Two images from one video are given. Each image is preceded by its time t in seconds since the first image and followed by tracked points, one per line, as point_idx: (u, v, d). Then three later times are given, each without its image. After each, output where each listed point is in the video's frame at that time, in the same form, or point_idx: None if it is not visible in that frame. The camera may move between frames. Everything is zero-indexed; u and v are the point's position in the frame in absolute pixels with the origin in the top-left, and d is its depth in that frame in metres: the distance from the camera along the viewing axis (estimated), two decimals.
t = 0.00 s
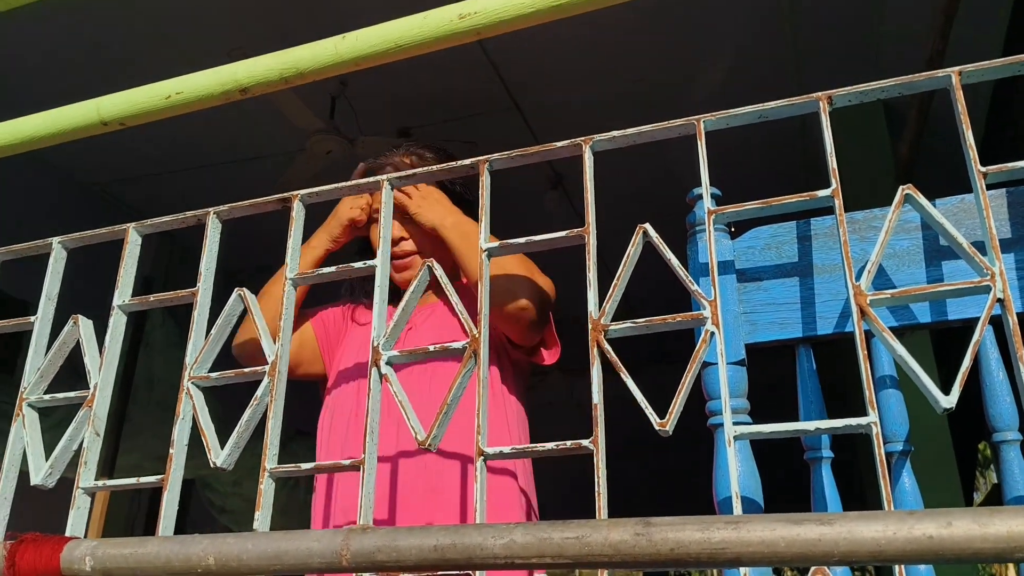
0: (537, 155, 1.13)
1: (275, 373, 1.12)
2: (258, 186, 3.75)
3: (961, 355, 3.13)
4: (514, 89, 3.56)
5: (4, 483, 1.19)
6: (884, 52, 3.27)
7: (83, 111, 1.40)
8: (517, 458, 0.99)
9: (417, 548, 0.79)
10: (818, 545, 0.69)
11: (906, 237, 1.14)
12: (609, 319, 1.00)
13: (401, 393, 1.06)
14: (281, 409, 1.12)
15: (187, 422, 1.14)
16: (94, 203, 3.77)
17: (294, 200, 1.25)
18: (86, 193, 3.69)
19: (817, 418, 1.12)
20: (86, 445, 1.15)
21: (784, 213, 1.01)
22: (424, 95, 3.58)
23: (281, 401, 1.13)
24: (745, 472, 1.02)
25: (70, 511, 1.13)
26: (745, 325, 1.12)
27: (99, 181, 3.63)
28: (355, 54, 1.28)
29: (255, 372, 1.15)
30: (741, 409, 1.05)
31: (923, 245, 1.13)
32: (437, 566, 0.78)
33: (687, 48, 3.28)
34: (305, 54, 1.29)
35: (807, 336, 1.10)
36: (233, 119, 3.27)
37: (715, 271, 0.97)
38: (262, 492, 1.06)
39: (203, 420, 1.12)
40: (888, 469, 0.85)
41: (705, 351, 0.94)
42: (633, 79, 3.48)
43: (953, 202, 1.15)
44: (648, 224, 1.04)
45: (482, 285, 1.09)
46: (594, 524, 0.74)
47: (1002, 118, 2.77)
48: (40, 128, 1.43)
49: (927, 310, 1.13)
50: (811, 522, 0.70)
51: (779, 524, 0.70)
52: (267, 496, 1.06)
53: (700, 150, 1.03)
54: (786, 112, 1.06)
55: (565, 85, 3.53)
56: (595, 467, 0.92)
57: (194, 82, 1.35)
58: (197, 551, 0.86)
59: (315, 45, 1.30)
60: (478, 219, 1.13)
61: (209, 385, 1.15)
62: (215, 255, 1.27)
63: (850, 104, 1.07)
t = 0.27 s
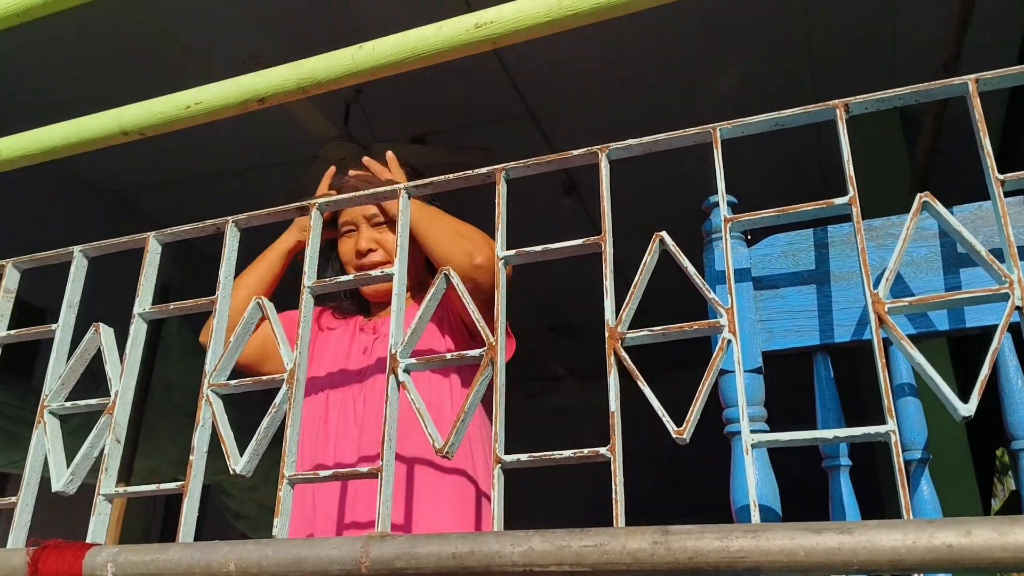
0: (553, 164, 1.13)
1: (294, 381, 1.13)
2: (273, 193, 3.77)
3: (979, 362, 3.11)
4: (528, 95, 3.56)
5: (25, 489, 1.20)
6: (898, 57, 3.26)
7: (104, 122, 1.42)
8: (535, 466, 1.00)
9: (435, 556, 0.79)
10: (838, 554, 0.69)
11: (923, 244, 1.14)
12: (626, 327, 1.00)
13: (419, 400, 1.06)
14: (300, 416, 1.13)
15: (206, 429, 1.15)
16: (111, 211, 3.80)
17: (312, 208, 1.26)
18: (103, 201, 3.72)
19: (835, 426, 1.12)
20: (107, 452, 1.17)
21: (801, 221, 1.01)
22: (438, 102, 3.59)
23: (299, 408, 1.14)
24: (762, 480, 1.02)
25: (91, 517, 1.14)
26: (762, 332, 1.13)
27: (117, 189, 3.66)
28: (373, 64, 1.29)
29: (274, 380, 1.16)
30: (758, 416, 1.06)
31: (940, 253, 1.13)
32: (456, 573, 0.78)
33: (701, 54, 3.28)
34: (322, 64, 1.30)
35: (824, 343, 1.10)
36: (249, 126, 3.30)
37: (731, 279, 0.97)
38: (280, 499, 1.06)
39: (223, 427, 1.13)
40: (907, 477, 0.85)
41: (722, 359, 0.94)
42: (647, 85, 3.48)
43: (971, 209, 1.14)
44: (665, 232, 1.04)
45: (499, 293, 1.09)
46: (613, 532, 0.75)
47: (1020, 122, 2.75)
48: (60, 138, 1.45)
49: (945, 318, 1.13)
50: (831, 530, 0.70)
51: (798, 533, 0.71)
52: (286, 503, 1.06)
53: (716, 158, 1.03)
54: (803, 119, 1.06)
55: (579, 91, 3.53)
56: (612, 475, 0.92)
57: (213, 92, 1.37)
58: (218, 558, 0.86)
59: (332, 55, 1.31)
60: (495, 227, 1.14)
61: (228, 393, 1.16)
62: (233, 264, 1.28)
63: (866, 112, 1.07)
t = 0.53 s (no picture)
0: (577, 165, 1.13)
1: (321, 382, 1.14)
2: (294, 195, 3.80)
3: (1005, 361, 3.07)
4: (547, 96, 3.57)
5: (58, 489, 1.21)
6: (920, 54, 3.24)
7: (132, 127, 1.44)
8: (562, 466, 1.00)
9: (465, 556, 0.79)
10: (869, 555, 0.69)
11: (952, 243, 1.13)
12: (652, 328, 1.00)
13: (446, 401, 1.06)
14: (328, 416, 1.14)
15: (235, 430, 1.16)
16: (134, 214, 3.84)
17: (338, 210, 1.26)
18: (127, 204, 3.76)
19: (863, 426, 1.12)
20: (138, 452, 1.18)
21: (828, 220, 1.01)
22: (457, 103, 3.60)
23: (326, 408, 1.15)
24: (791, 480, 1.02)
25: (122, 517, 1.15)
26: (789, 332, 1.13)
27: (141, 194, 3.70)
28: (397, 66, 1.29)
29: (302, 381, 1.17)
30: (786, 417, 1.06)
31: (969, 252, 1.12)
32: (485, 573, 0.79)
33: (721, 52, 3.27)
34: (346, 67, 1.31)
35: (852, 343, 1.10)
36: (270, 129, 3.32)
37: (759, 279, 0.97)
38: (309, 499, 1.07)
39: (252, 428, 1.14)
40: (937, 477, 0.84)
41: (749, 359, 0.94)
42: (667, 85, 3.48)
43: (1000, 207, 1.13)
44: (691, 232, 1.04)
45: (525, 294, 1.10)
46: (642, 533, 0.75)
47: None
48: (86, 143, 1.46)
49: (974, 317, 1.12)
50: (862, 531, 0.70)
51: (829, 534, 0.70)
52: (314, 504, 1.07)
53: (742, 157, 1.03)
54: (829, 118, 1.05)
55: (598, 91, 3.53)
56: (639, 475, 0.92)
57: (239, 97, 1.38)
58: (249, 557, 0.87)
59: (356, 59, 1.32)
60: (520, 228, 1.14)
61: (257, 394, 1.17)
62: (261, 267, 1.30)
63: (893, 110, 1.07)
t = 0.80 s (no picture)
0: (606, 166, 1.13)
1: (351, 386, 1.14)
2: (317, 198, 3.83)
3: None
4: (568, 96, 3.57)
5: (92, 492, 1.22)
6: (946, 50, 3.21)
7: (161, 133, 1.45)
8: (594, 469, 0.99)
9: (499, 559, 0.79)
10: (911, 559, 0.68)
11: (988, 242, 1.11)
12: (684, 330, 0.99)
13: (476, 404, 1.06)
14: (358, 419, 1.14)
15: (266, 433, 1.17)
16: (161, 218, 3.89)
17: (366, 214, 1.26)
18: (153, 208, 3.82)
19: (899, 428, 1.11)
20: (171, 455, 1.19)
21: (862, 220, 1.00)
22: (479, 105, 3.62)
23: (356, 412, 1.15)
24: (827, 484, 1.01)
25: (155, 520, 1.16)
26: (822, 334, 1.12)
27: (167, 198, 3.74)
28: (423, 69, 1.29)
29: (331, 384, 1.17)
30: (821, 419, 1.05)
31: (1006, 251, 1.10)
32: None
33: (743, 51, 3.26)
34: (373, 70, 1.32)
35: (887, 344, 1.09)
36: (294, 133, 3.35)
37: (792, 280, 0.96)
38: (341, 502, 1.07)
39: (283, 432, 1.15)
40: (978, 480, 0.83)
41: (782, 361, 0.93)
42: (689, 85, 3.47)
43: None
44: (722, 233, 1.03)
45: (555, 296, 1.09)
46: (678, 537, 0.74)
47: None
48: (114, 148, 1.47)
49: (1012, 317, 1.10)
50: (903, 535, 0.69)
51: (869, 539, 0.70)
52: (345, 506, 1.07)
53: (774, 157, 1.02)
54: (862, 117, 1.04)
55: (619, 91, 3.53)
56: (673, 479, 0.91)
57: (266, 101, 1.39)
58: (283, 560, 0.88)
59: (383, 62, 1.33)
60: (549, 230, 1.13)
61: (287, 397, 1.18)
62: (290, 270, 1.30)
63: (927, 108, 1.05)
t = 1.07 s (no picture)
0: (636, 169, 1.13)
1: (384, 390, 1.15)
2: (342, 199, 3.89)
3: None
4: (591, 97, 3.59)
5: (130, 496, 1.23)
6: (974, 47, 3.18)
7: (193, 140, 1.46)
8: (630, 472, 0.99)
9: (538, 564, 0.79)
10: (956, 564, 0.67)
11: None
12: (718, 332, 0.99)
13: (510, 408, 1.06)
14: (392, 422, 1.15)
15: (300, 438, 1.18)
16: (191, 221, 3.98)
17: (398, 218, 1.26)
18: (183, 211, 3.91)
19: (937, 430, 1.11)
20: (208, 459, 1.20)
21: (899, 221, 0.99)
22: (502, 106, 3.66)
23: (390, 416, 1.16)
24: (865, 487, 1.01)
25: (193, 523, 1.17)
26: (859, 336, 1.13)
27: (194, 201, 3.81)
28: (453, 73, 1.30)
29: (365, 389, 1.18)
30: (859, 422, 1.05)
31: None
32: None
33: (767, 50, 3.25)
34: (402, 75, 1.32)
35: (925, 346, 1.10)
36: (319, 137, 3.39)
37: (828, 282, 0.95)
38: (376, 505, 1.08)
39: (318, 436, 1.16)
40: (1019, 484, 0.82)
41: (819, 365, 0.92)
42: (712, 84, 3.47)
43: None
44: (756, 235, 1.02)
45: (587, 300, 1.09)
46: (719, 543, 0.74)
47: None
48: (146, 155, 1.49)
49: None
50: (948, 540, 0.68)
51: (913, 544, 0.69)
52: (380, 510, 1.08)
53: (809, 158, 1.01)
54: (897, 116, 1.03)
55: (641, 91, 3.53)
56: (709, 483, 0.91)
57: (296, 107, 1.40)
58: (321, 564, 0.88)
59: (412, 67, 1.33)
60: (580, 233, 1.13)
61: (321, 402, 1.19)
62: (322, 274, 1.31)
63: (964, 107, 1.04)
